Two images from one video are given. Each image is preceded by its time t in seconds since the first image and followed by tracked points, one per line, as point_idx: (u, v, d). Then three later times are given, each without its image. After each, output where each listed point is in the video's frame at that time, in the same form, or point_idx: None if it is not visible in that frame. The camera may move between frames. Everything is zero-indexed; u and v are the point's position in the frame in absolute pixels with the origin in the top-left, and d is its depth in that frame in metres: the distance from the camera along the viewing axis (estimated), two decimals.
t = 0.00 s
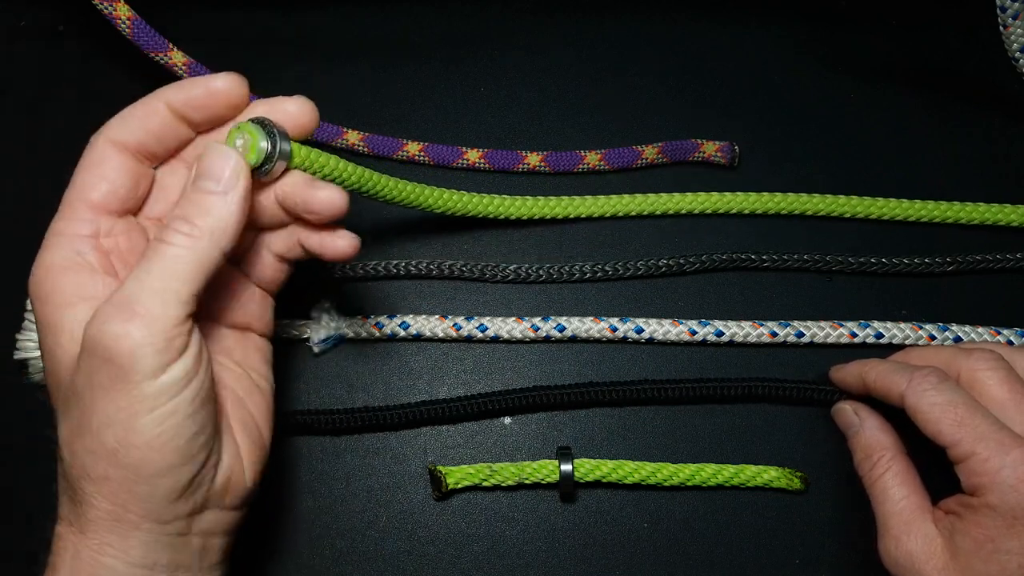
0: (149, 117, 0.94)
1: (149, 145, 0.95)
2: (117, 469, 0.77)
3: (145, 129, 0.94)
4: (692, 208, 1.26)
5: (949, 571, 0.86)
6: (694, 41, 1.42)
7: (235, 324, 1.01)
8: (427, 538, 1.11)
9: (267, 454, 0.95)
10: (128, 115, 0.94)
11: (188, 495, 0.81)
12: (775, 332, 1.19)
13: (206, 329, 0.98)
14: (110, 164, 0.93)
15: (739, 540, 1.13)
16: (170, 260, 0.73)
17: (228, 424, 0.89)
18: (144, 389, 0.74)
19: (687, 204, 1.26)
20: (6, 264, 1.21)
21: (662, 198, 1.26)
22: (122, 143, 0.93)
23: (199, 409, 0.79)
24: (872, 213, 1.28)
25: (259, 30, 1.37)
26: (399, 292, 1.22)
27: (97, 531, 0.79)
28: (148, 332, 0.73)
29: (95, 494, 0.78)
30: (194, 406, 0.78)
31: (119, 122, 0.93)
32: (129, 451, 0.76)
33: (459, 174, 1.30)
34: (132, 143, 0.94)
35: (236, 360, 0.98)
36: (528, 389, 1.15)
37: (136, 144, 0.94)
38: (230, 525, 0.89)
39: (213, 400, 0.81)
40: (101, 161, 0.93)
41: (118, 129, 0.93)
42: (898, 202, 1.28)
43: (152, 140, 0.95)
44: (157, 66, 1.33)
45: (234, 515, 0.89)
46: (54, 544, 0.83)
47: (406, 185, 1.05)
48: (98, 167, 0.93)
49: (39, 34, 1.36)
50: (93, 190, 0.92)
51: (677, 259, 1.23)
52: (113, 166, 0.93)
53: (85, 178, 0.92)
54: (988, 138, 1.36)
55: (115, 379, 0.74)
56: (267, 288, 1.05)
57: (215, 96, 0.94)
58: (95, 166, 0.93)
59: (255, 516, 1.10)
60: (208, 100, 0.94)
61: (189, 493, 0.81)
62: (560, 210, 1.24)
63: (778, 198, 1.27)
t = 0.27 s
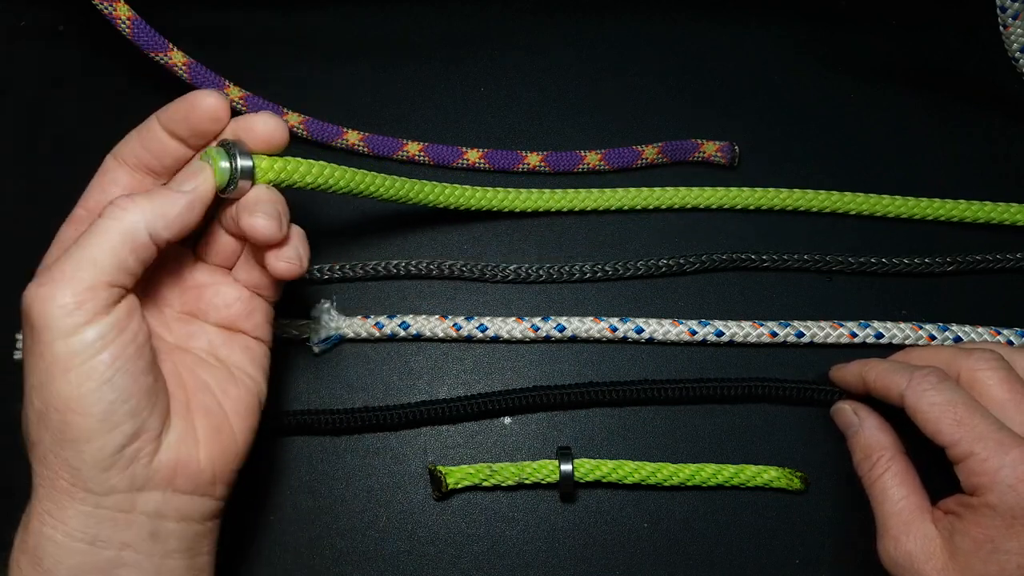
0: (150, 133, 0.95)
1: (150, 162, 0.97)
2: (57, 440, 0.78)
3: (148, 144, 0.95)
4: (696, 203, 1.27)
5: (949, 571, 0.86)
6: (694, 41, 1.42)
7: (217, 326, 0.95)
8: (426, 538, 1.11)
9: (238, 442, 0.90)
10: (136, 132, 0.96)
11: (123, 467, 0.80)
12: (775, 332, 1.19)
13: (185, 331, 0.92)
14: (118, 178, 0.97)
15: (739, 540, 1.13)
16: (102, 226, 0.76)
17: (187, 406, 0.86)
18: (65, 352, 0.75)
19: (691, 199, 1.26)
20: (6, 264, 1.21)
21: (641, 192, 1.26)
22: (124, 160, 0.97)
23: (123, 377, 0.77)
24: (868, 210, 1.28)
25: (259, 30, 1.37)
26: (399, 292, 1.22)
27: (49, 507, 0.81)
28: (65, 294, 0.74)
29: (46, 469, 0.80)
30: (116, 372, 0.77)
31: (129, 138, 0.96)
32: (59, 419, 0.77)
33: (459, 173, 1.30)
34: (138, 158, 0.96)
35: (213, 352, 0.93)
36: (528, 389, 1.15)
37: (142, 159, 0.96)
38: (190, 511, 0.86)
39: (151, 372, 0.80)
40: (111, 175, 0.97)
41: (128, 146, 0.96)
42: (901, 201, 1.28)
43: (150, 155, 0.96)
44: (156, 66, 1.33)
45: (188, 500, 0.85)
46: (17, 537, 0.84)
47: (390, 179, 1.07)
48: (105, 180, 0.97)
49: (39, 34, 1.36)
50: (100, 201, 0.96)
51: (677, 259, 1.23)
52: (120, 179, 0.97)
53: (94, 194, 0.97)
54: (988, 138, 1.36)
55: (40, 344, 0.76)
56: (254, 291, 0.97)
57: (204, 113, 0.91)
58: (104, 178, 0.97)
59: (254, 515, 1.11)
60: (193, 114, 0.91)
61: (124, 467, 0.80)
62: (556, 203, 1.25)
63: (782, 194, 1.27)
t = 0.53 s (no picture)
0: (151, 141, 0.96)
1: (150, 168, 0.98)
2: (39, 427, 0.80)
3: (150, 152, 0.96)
4: (698, 202, 1.27)
5: (949, 571, 0.86)
6: (694, 41, 1.42)
7: (220, 323, 0.94)
8: (426, 538, 1.11)
9: (227, 437, 0.88)
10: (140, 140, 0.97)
11: (102, 455, 0.81)
12: (775, 332, 1.19)
13: (186, 329, 0.92)
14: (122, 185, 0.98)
15: (739, 540, 1.13)
16: (76, 220, 0.79)
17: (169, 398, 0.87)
18: (42, 339, 0.78)
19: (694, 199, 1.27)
20: (6, 264, 1.21)
21: (633, 192, 1.26)
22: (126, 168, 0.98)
23: (99, 363, 0.79)
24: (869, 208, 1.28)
25: (259, 30, 1.37)
26: (399, 292, 1.22)
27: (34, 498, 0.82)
28: (42, 282, 0.77)
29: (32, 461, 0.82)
30: (91, 358, 0.79)
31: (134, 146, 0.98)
32: (40, 407, 0.80)
33: (459, 173, 1.30)
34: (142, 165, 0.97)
35: (209, 350, 0.92)
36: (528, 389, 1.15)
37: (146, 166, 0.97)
38: (174, 503, 0.85)
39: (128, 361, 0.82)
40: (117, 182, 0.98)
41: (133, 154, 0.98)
42: (902, 201, 1.28)
43: (149, 162, 0.97)
44: (156, 66, 1.33)
45: (171, 493, 0.85)
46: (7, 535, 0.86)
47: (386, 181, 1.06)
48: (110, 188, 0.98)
49: (39, 34, 1.36)
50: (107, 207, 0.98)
51: (677, 259, 1.23)
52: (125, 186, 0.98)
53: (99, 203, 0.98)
54: (988, 138, 1.36)
55: (22, 333, 0.79)
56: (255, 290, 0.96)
57: (196, 121, 0.91)
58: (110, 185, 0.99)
59: (256, 516, 1.11)
60: (184, 120, 0.91)
61: (102, 454, 0.81)
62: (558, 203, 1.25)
63: (784, 194, 1.27)
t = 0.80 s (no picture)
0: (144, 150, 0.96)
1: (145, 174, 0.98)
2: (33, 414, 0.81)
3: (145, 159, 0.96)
4: (698, 203, 1.27)
5: (949, 571, 0.86)
6: (694, 41, 1.42)
7: (217, 322, 0.94)
8: (426, 538, 1.11)
9: (218, 432, 0.87)
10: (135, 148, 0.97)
11: (90, 443, 0.81)
12: (774, 332, 1.19)
13: (183, 326, 0.92)
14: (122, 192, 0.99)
15: (739, 540, 1.13)
16: (71, 214, 0.79)
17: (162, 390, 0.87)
18: (39, 327, 0.79)
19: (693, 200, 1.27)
20: (7, 264, 1.21)
21: (649, 192, 1.26)
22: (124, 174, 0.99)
23: (92, 351, 0.80)
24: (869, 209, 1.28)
25: (259, 30, 1.37)
26: (399, 292, 1.22)
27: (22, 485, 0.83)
28: (40, 269, 0.79)
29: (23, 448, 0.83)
30: (85, 345, 0.80)
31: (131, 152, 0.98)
32: (32, 394, 0.80)
33: (459, 174, 1.30)
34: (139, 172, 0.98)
35: (205, 346, 0.92)
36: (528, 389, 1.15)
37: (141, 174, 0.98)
38: (159, 494, 0.85)
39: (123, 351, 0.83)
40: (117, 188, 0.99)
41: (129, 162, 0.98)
42: (901, 201, 1.28)
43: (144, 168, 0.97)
44: (156, 66, 1.33)
45: (155, 484, 0.84)
46: None
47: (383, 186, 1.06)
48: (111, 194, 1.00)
49: (39, 35, 1.36)
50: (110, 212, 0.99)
51: (677, 259, 1.23)
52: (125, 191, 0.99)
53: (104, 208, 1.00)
54: (988, 138, 1.36)
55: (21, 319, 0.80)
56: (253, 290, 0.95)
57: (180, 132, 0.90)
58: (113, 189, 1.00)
59: (255, 515, 1.11)
60: (170, 131, 0.91)
61: (91, 442, 0.81)
62: (558, 203, 1.25)
63: (783, 195, 1.27)
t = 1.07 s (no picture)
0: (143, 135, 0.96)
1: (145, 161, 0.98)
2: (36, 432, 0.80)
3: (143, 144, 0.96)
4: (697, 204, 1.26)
5: (949, 571, 0.86)
6: (694, 41, 1.42)
7: (216, 321, 0.94)
8: (426, 538, 1.11)
9: (220, 444, 0.89)
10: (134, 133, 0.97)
11: (95, 460, 0.81)
12: (775, 332, 1.19)
13: (179, 326, 0.93)
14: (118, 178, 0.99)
15: (739, 540, 1.13)
16: (83, 225, 0.78)
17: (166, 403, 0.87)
18: (45, 343, 0.78)
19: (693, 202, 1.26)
20: (7, 264, 1.21)
21: (654, 194, 1.26)
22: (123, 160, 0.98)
23: (98, 370, 0.79)
24: (866, 211, 1.28)
25: (259, 30, 1.37)
26: (399, 292, 1.22)
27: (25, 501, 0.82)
28: (48, 285, 0.77)
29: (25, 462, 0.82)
30: (92, 364, 0.79)
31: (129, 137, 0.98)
32: (36, 409, 0.79)
33: (459, 174, 1.30)
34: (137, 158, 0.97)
35: (202, 349, 0.92)
36: (528, 389, 1.15)
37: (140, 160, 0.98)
38: (165, 509, 0.85)
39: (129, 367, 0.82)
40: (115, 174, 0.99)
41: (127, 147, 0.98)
42: (901, 201, 1.29)
43: (144, 156, 0.97)
44: (156, 66, 1.33)
45: (161, 498, 0.85)
46: None
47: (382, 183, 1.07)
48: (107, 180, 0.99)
49: (39, 35, 1.36)
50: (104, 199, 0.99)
51: (677, 259, 1.23)
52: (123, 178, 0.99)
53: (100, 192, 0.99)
54: (988, 138, 1.36)
55: (25, 334, 0.79)
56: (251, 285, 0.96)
57: (189, 115, 0.91)
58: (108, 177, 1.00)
59: (256, 516, 1.11)
60: (175, 114, 0.91)
61: (96, 460, 0.81)
62: (555, 208, 1.24)
63: (782, 196, 1.27)
